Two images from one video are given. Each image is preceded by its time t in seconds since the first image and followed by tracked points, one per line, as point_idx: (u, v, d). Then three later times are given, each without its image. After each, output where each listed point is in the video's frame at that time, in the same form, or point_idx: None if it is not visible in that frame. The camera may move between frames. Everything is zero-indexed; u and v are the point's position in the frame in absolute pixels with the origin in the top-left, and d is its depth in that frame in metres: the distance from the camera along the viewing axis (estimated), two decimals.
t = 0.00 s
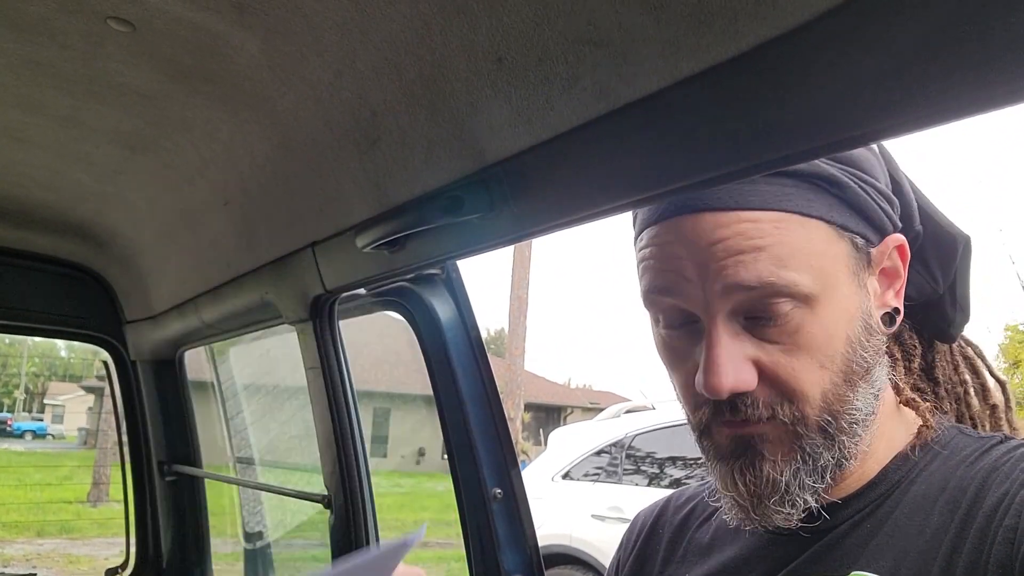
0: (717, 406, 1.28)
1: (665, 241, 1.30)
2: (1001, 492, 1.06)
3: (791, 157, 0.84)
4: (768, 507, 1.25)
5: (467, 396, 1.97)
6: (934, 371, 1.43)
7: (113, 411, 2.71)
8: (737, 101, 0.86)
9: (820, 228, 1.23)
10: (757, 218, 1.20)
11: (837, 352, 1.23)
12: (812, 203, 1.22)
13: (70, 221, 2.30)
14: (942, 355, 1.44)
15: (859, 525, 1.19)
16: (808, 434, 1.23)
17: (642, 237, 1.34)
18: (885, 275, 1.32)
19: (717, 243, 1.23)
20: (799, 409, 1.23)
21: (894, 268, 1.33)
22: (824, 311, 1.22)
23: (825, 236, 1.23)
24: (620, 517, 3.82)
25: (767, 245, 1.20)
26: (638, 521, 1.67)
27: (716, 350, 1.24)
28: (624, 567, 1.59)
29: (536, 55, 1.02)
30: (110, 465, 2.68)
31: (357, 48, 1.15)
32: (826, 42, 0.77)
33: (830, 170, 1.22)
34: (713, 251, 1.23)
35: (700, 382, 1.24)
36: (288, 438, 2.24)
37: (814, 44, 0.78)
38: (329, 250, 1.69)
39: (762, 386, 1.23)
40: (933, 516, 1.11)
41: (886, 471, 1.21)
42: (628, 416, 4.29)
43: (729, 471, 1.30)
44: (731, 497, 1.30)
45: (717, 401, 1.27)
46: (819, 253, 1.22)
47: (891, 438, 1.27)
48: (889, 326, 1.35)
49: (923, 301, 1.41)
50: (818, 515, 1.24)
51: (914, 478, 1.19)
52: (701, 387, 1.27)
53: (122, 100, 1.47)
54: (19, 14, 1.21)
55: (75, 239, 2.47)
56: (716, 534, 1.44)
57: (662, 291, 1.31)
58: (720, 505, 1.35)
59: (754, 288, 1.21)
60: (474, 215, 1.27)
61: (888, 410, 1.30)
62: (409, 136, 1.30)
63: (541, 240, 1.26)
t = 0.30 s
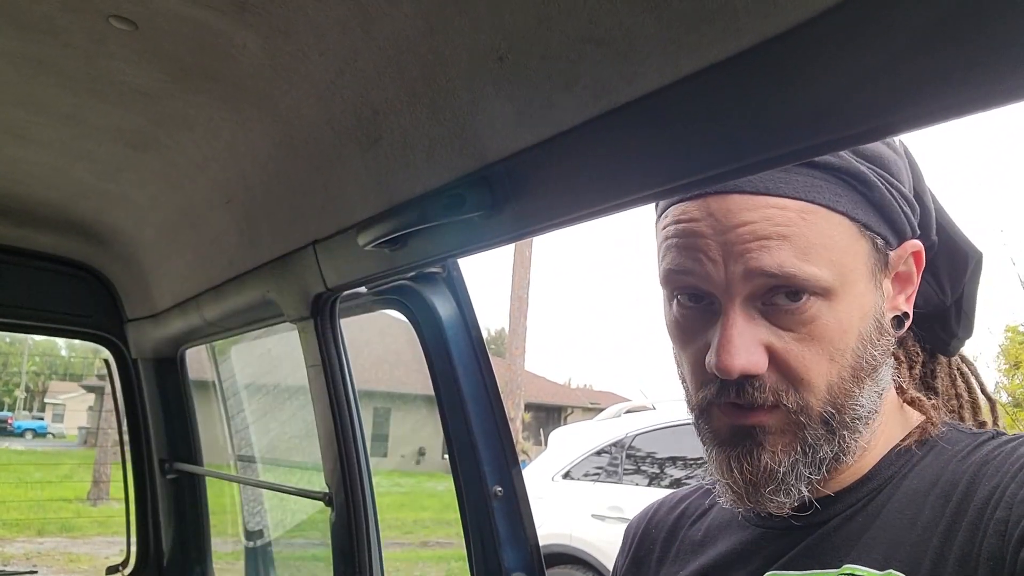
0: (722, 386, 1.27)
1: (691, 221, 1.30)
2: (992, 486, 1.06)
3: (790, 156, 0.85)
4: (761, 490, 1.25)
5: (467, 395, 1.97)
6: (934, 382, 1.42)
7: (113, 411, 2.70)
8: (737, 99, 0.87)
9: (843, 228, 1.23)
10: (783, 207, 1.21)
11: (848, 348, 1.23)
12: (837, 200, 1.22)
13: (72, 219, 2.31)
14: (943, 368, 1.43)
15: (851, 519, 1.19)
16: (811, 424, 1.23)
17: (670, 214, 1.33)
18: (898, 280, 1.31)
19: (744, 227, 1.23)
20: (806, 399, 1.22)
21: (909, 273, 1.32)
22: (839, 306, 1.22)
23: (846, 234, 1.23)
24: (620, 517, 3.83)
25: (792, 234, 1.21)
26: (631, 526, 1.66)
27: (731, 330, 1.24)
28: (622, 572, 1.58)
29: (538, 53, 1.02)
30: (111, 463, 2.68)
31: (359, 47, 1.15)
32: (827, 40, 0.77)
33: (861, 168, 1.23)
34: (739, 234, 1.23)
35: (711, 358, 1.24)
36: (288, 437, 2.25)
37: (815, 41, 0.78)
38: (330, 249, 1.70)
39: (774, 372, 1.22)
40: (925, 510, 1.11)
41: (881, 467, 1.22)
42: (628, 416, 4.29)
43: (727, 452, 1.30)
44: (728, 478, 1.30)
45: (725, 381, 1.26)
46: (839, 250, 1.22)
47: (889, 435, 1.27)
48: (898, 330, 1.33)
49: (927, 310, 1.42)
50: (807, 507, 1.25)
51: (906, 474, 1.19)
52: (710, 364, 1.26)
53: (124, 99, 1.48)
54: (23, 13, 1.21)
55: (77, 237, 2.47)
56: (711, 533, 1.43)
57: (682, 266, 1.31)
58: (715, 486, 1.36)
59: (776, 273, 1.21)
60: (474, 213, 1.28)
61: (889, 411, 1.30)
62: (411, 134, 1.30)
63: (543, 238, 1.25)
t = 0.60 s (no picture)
0: (707, 398, 1.29)
1: (666, 238, 1.31)
2: (1000, 491, 1.06)
3: (793, 155, 0.85)
4: (752, 497, 1.27)
5: (468, 393, 1.97)
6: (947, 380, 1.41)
7: (113, 408, 2.71)
8: (738, 99, 0.86)
9: (819, 235, 1.22)
10: (751, 219, 1.22)
11: (829, 355, 1.23)
12: (809, 207, 1.22)
13: (72, 217, 2.31)
14: (957, 365, 1.41)
15: (855, 522, 1.19)
16: (797, 431, 1.23)
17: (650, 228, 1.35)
18: (891, 280, 1.31)
19: (713, 242, 1.24)
20: (788, 407, 1.23)
21: (903, 273, 1.32)
22: (817, 315, 1.21)
23: (823, 240, 1.22)
24: (620, 516, 3.82)
25: (759, 249, 1.21)
26: (639, 527, 1.67)
27: (708, 345, 1.25)
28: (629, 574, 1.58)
29: (540, 52, 1.02)
30: (111, 461, 2.68)
31: (360, 45, 1.15)
32: (830, 40, 0.77)
33: (831, 174, 1.22)
34: (708, 250, 1.24)
35: (689, 375, 1.25)
36: (288, 436, 2.25)
37: (816, 42, 0.78)
38: (330, 248, 1.70)
39: (753, 382, 1.23)
40: (932, 513, 1.11)
41: (885, 470, 1.21)
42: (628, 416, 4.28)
43: (718, 461, 1.32)
44: (719, 487, 1.32)
45: (708, 394, 1.28)
46: (815, 256, 1.21)
47: (891, 438, 1.27)
48: (894, 331, 1.32)
49: (941, 310, 1.39)
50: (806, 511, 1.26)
51: (911, 477, 1.19)
52: (691, 379, 1.28)
53: (125, 97, 1.48)
54: (24, 11, 1.21)
55: (78, 236, 2.47)
56: (718, 535, 1.44)
57: (660, 282, 1.33)
58: (709, 494, 1.37)
59: (744, 290, 1.21)
60: (476, 212, 1.27)
61: (887, 412, 1.29)
62: (412, 133, 1.30)
63: (545, 237, 1.25)
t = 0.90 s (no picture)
0: (699, 405, 1.32)
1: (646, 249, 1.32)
2: (1009, 489, 1.04)
3: (797, 151, 0.84)
4: (749, 498, 1.28)
5: (467, 387, 1.97)
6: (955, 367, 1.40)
7: (112, 402, 2.72)
8: (741, 96, 0.86)
9: (795, 238, 1.22)
10: (723, 229, 1.20)
11: (813, 356, 1.23)
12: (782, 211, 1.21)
13: (72, 210, 2.30)
14: (967, 351, 1.41)
15: (861, 519, 1.19)
16: (788, 432, 1.25)
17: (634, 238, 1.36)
18: (882, 274, 1.31)
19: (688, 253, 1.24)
20: (776, 410, 1.24)
21: (895, 265, 1.32)
22: (798, 318, 1.22)
23: (799, 243, 1.22)
24: (620, 509, 3.83)
25: (732, 257, 1.20)
26: (645, 517, 1.67)
27: (693, 354, 1.27)
28: (633, 564, 1.59)
29: (541, 47, 1.01)
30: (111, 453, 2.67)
31: (360, 39, 1.15)
32: (834, 36, 0.76)
33: (803, 176, 1.21)
34: (684, 262, 1.24)
35: (678, 385, 1.28)
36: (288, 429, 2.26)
37: (821, 37, 0.77)
38: (330, 243, 1.70)
39: (740, 387, 1.25)
40: (940, 511, 1.10)
41: (894, 464, 1.21)
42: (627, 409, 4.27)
43: (717, 462, 1.34)
44: (718, 489, 1.34)
45: (699, 400, 1.30)
46: (793, 259, 1.21)
47: (893, 433, 1.27)
48: (888, 326, 1.31)
49: (943, 294, 1.39)
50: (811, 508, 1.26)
51: (920, 474, 1.18)
52: (681, 388, 1.31)
53: (124, 90, 1.47)
54: (22, 4, 1.20)
55: (78, 229, 2.47)
56: (725, 528, 1.44)
57: (648, 293, 1.35)
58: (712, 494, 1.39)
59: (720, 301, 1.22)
60: (476, 208, 1.27)
61: (887, 407, 1.29)
62: (412, 127, 1.29)
63: (545, 233, 1.26)
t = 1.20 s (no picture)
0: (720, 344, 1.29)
1: (690, 181, 1.31)
2: (1000, 461, 1.04)
3: (802, 123, 0.84)
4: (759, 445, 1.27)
5: (467, 360, 1.97)
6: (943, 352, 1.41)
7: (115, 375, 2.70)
8: (745, 66, 0.85)
9: (842, 184, 1.22)
10: (781, 161, 1.20)
11: (843, 304, 1.23)
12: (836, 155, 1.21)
13: (72, 183, 2.29)
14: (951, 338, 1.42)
15: (854, 490, 1.19)
16: (808, 380, 1.24)
17: (669, 174, 1.35)
18: (896, 244, 1.31)
19: (739, 181, 1.24)
20: (802, 354, 1.23)
21: (909, 237, 1.32)
22: (835, 262, 1.22)
23: (845, 188, 1.22)
24: (619, 483, 3.86)
25: (785, 189, 1.21)
26: (639, 494, 1.69)
27: (726, 286, 1.25)
28: (628, 541, 1.61)
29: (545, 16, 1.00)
30: (114, 426, 2.69)
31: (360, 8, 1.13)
32: (841, 5, 0.75)
33: (859, 125, 1.21)
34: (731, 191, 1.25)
35: (706, 316, 1.25)
36: (288, 402, 2.27)
37: (827, 6, 0.76)
38: (330, 216, 1.69)
39: (770, 328, 1.23)
40: (931, 483, 1.11)
41: (886, 437, 1.22)
42: (628, 384, 4.28)
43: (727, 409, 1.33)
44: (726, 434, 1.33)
45: (722, 338, 1.27)
46: (838, 204, 1.22)
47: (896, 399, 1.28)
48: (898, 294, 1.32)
49: (931, 282, 1.41)
50: (805, 478, 1.27)
51: (911, 446, 1.19)
52: (706, 321, 1.27)
53: (123, 61, 1.45)
54: None
55: (78, 202, 2.46)
56: (718, 500, 1.45)
57: (680, 226, 1.32)
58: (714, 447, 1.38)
59: (769, 228, 1.22)
60: (477, 181, 1.26)
61: (891, 373, 1.30)
62: (413, 99, 1.28)
63: (546, 207, 1.25)
